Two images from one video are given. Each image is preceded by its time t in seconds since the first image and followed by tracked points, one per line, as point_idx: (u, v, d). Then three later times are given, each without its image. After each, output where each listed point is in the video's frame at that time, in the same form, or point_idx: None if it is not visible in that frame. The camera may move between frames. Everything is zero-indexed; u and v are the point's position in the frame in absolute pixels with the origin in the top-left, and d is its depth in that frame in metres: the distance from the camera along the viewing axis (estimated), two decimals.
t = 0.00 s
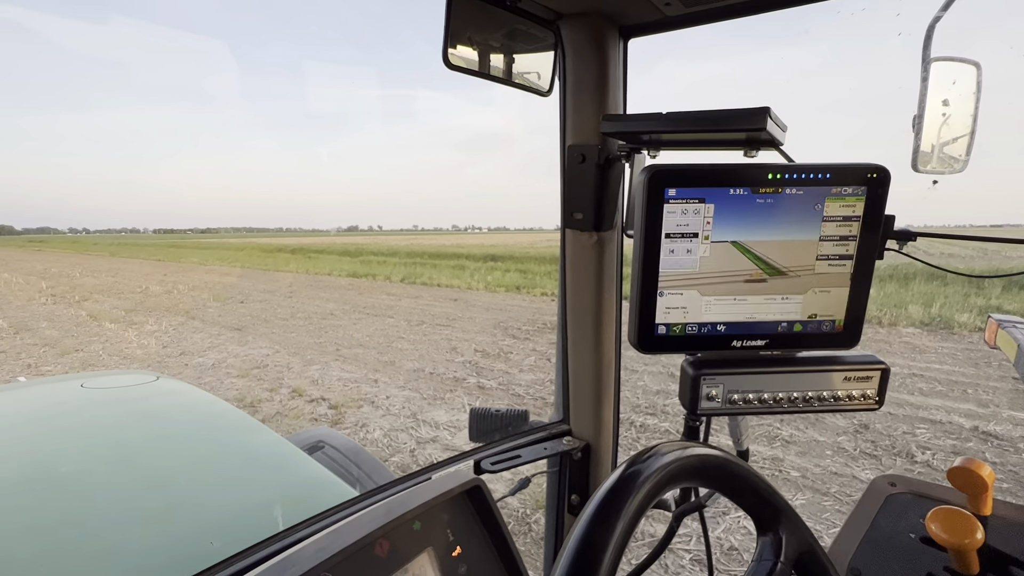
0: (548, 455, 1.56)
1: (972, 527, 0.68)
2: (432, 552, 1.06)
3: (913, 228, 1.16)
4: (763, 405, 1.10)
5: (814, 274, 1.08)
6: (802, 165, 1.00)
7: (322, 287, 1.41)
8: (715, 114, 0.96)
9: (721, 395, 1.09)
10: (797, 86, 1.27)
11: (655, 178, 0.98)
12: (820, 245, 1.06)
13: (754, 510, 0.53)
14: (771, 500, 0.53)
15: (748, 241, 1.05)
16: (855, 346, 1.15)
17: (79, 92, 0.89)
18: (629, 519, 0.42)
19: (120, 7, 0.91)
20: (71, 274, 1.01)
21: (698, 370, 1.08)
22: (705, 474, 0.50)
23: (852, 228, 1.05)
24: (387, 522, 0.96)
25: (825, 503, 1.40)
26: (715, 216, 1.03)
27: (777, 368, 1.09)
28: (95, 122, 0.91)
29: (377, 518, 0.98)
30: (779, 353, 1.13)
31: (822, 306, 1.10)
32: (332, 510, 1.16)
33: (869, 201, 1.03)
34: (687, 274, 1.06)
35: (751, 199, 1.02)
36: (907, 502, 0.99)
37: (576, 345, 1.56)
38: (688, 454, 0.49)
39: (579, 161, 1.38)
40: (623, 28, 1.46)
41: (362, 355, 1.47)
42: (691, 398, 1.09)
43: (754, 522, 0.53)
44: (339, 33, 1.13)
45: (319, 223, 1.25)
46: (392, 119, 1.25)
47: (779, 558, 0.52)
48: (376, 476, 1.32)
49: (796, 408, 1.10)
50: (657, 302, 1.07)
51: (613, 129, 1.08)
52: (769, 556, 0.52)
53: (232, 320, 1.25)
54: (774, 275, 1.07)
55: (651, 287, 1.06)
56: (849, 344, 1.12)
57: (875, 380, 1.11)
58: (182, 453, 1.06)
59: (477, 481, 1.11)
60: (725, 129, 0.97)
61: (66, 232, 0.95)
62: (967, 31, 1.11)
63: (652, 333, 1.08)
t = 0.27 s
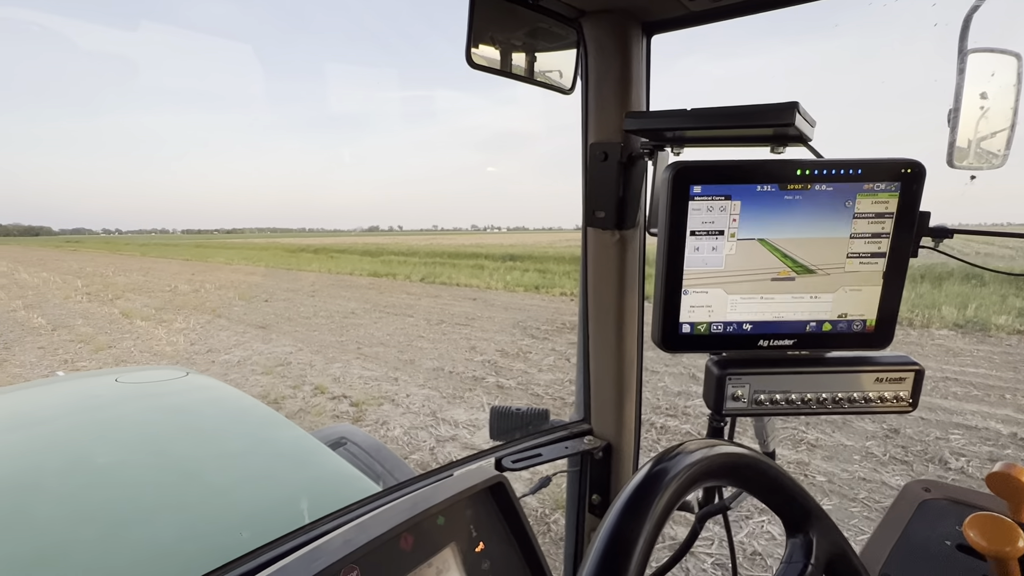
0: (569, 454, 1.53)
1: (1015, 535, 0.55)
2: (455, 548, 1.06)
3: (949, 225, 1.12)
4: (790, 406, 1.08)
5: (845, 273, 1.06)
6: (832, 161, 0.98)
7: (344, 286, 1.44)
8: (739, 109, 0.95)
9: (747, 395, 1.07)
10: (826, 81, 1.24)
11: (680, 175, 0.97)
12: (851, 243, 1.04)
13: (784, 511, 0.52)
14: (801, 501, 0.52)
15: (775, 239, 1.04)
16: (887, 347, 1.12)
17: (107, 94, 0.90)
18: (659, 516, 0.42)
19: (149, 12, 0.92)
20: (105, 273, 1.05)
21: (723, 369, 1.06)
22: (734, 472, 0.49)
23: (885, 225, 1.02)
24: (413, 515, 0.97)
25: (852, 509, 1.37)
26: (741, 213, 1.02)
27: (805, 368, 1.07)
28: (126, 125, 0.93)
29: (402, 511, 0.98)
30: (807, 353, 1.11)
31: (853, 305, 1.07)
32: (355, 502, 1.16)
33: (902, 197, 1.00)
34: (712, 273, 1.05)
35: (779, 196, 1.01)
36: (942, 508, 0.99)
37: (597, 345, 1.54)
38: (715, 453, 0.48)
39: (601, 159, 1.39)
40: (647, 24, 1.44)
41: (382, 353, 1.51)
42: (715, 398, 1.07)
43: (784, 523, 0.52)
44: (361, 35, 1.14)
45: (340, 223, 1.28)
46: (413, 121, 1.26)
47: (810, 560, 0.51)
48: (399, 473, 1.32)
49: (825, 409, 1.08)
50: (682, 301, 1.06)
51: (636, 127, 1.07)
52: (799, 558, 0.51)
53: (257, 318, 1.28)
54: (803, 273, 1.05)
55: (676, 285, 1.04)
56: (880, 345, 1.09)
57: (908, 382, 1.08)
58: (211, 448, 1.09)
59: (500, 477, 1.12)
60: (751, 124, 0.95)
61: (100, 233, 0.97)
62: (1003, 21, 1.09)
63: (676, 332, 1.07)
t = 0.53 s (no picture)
0: (589, 455, 1.50)
1: None
2: (479, 549, 1.01)
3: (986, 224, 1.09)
4: (818, 408, 1.05)
5: (875, 272, 1.03)
6: (863, 158, 0.96)
7: (363, 286, 1.45)
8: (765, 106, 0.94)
9: (774, 397, 1.05)
10: (855, 76, 1.21)
11: (704, 174, 0.96)
12: (883, 242, 1.01)
13: (814, 514, 0.51)
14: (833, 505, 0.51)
15: (802, 238, 1.02)
16: (920, 349, 1.08)
17: (136, 98, 0.92)
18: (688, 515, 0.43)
19: (177, 19, 0.94)
20: (136, 273, 1.08)
21: (748, 371, 1.04)
22: (763, 471, 0.49)
23: (919, 224, 0.99)
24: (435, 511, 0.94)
25: (881, 518, 1.33)
26: (767, 212, 1.00)
27: (834, 370, 1.04)
28: (156, 129, 0.95)
29: (425, 507, 0.95)
30: (836, 355, 1.08)
31: (884, 306, 1.04)
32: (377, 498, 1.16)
33: (936, 194, 0.97)
34: (738, 272, 1.03)
35: (807, 194, 0.99)
36: (977, 516, 1.09)
37: (618, 347, 1.52)
38: (744, 453, 0.48)
39: (623, 158, 1.37)
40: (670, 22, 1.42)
41: (401, 352, 1.53)
42: (740, 399, 1.05)
43: (815, 527, 0.51)
44: (382, 38, 1.16)
45: (360, 224, 1.28)
46: (433, 123, 1.28)
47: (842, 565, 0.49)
48: (420, 471, 1.33)
49: (855, 412, 1.05)
50: (707, 300, 1.04)
51: (659, 125, 1.06)
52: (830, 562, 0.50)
53: (280, 317, 1.32)
54: (832, 272, 1.03)
55: (701, 285, 1.03)
56: (913, 346, 1.06)
57: (942, 385, 1.05)
58: (238, 444, 1.11)
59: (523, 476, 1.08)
60: (777, 122, 0.94)
61: (130, 234, 0.99)
62: None
63: (700, 332, 1.05)
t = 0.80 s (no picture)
0: (610, 455, 1.50)
1: None
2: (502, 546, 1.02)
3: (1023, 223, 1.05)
4: (849, 409, 1.03)
5: (909, 270, 1.00)
6: (895, 153, 0.94)
7: (380, 286, 1.46)
8: (794, 102, 0.92)
9: (802, 397, 1.03)
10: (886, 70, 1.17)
11: (730, 170, 0.95)
12: (916, 239, 0.98)
13: (851, 518, 0.58)
14: (870, 510, 0.57)
15: (832, 235, 0.99)
16: (955, 349, 1.05)
17: (162, 102, 0.93)
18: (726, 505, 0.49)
19: (201, 27, 0.96)
20: (161, 273, 1.10)
21: (776, 370, 1.02)
22: (797, 471, 0.56)
23: (954, 220, 0.96)
24: (462, 505, 0.95)
25: (910, 526, 1.29)
26: (795, 208, 0.98)
27: (865, 370, 1.02)
28: (182, 133, 0.97)
29: (453, 500, 0.97)
30: (867, 354, 1.05)
31: (917, 305, 1.01)
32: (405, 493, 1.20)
33: (973, 190, 0.94)
34: (766, 269, 1.01)
35: (836, 190, 0.96)
36: (1013, 520, 1.22)
37: (640, 347, 1.51)
38: (776, 448, 0.55)
39: (645, 156, 1.38)
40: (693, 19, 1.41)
41: (419, 353, 1.54)
42: (768, 399, 1.03)
43: (852, 527, 0.58)
44: (400, 41, 1.17)
45: (376, 225, 1.28)
46: (452, 124, 1.29)
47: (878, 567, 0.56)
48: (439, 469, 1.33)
49: (886, 413, 1.03)
50: (734, 299, 1.02)
51: (683, 123, 1.04)
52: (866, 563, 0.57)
53: (300, 317, 1.34)
54: (863, 271, 1.00)
55: (728, 283, 1.01)
56: (948, 346, 1.03)
57: (979, 387, 1.01)
58: (263, 440, 1.14)
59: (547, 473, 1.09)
60: (805, 117, 0.92)
61: (156, 235, 1.01)
62: None
63: (726, 332, 1.04)
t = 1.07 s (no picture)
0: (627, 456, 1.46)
1: None
2: (522, 543, 0.96)
3: None
4: (873, 411, 1.01)
5: (936, 270, 0.98)
6: (922, 150, 0.91)
7: (396, 287, 1.51)
8: (816, 100, 0.90)
9: (825, 398, 1.00)
10: (910, 68, 1.14)
11: (752, 168, 0.93)
12: (943, 238, 0.96)
13: (878, 519, 0.63)
14: (896, 511, 0.62)
15: (857, 233, 0.97)
16: (984, 351, 1.02)
17: (180, 106, 0.95)
18: (751, 503, 0.55)
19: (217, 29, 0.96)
20: (182, 274, 1.14)
21: (798, 371, 1.00)
22: (822, 468, 0.61)
23: (984, 219, 0.93)
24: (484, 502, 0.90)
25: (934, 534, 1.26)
26: (819, 207, 0.96)
27: (890, 371, 0.99)
28: (200, 137, 0.98)
29: (473, 497, 0.92)
30: (892, 356, 1.02)
31: (945, 305, 0.99)
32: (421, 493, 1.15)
33: (1005, 188, 0.91)
34: (786, 269, 0.99)
35: (862, 187, 0.94)
36: None
37: (657, 349, 1.49)
38: (799, 445, 0.61)
39: (663, 156, 1.35)
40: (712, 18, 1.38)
41: (433, 354, 1.55)
42: (789, 400, 1.01)
43: (880, 526, 0.63)
44: (412, 43, 1.17)
45: (390, 227, 1.30)
46: (467, 125, 1.29)
47: (906, 566, 0.61)
48: (453, 470, 1.31)
49: (912, 416, 1.00)
50: (754, 298, 1.00)
51: (703, 122, 1.03)
52: (894, 563, 0.62)
53: (316, 317, 1.36)
54: (888, 271, 0.98)
55: (748, 282, 0.99)
56: (977, 348, 1.00)
57: (1010, 390, 0.98)
58: (286, 439, 1.14)
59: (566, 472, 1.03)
60: (829, 115, 0.90)
61: (177, 238, 1.03)
62: None
63: (746, 332, 1.01)
